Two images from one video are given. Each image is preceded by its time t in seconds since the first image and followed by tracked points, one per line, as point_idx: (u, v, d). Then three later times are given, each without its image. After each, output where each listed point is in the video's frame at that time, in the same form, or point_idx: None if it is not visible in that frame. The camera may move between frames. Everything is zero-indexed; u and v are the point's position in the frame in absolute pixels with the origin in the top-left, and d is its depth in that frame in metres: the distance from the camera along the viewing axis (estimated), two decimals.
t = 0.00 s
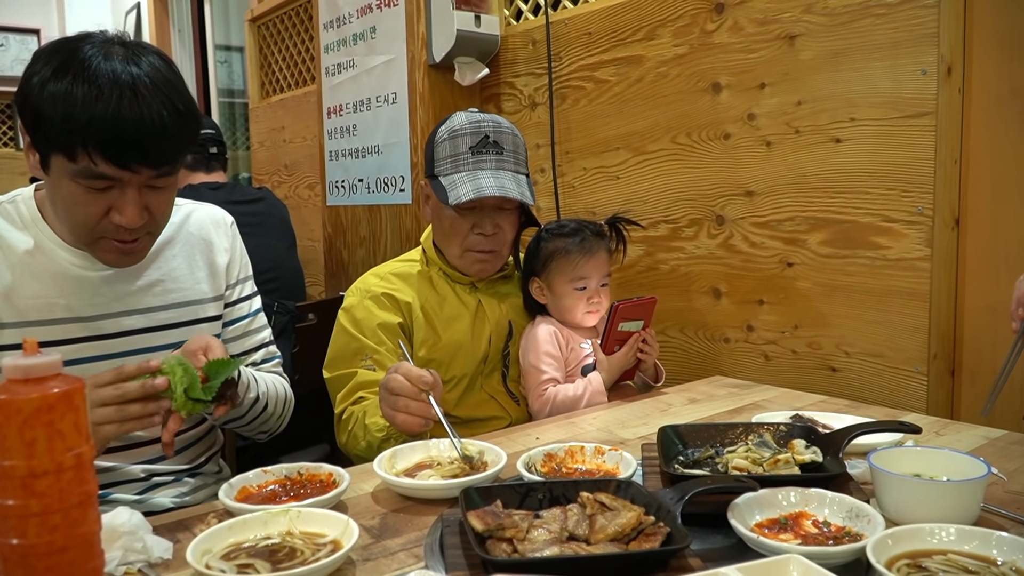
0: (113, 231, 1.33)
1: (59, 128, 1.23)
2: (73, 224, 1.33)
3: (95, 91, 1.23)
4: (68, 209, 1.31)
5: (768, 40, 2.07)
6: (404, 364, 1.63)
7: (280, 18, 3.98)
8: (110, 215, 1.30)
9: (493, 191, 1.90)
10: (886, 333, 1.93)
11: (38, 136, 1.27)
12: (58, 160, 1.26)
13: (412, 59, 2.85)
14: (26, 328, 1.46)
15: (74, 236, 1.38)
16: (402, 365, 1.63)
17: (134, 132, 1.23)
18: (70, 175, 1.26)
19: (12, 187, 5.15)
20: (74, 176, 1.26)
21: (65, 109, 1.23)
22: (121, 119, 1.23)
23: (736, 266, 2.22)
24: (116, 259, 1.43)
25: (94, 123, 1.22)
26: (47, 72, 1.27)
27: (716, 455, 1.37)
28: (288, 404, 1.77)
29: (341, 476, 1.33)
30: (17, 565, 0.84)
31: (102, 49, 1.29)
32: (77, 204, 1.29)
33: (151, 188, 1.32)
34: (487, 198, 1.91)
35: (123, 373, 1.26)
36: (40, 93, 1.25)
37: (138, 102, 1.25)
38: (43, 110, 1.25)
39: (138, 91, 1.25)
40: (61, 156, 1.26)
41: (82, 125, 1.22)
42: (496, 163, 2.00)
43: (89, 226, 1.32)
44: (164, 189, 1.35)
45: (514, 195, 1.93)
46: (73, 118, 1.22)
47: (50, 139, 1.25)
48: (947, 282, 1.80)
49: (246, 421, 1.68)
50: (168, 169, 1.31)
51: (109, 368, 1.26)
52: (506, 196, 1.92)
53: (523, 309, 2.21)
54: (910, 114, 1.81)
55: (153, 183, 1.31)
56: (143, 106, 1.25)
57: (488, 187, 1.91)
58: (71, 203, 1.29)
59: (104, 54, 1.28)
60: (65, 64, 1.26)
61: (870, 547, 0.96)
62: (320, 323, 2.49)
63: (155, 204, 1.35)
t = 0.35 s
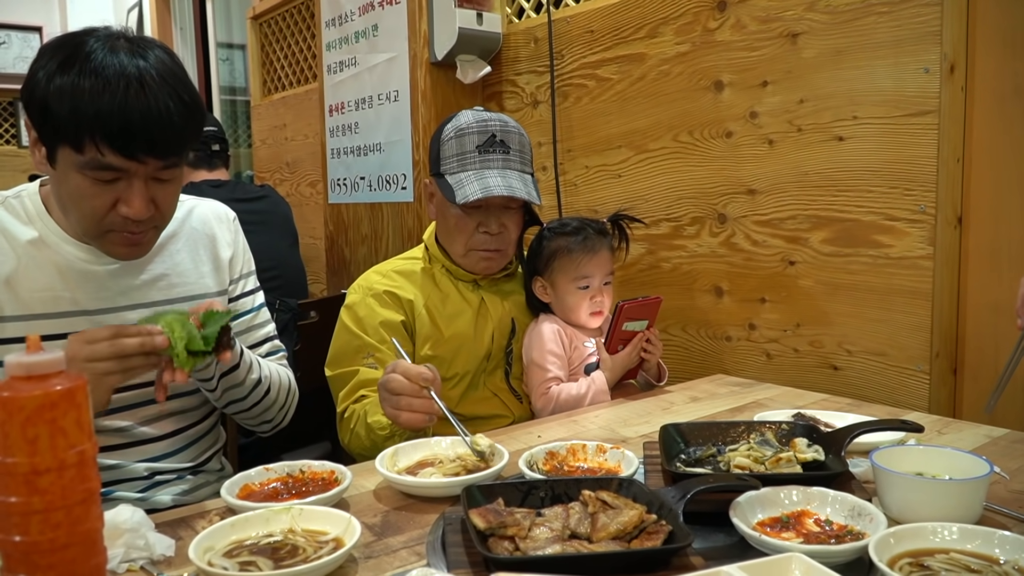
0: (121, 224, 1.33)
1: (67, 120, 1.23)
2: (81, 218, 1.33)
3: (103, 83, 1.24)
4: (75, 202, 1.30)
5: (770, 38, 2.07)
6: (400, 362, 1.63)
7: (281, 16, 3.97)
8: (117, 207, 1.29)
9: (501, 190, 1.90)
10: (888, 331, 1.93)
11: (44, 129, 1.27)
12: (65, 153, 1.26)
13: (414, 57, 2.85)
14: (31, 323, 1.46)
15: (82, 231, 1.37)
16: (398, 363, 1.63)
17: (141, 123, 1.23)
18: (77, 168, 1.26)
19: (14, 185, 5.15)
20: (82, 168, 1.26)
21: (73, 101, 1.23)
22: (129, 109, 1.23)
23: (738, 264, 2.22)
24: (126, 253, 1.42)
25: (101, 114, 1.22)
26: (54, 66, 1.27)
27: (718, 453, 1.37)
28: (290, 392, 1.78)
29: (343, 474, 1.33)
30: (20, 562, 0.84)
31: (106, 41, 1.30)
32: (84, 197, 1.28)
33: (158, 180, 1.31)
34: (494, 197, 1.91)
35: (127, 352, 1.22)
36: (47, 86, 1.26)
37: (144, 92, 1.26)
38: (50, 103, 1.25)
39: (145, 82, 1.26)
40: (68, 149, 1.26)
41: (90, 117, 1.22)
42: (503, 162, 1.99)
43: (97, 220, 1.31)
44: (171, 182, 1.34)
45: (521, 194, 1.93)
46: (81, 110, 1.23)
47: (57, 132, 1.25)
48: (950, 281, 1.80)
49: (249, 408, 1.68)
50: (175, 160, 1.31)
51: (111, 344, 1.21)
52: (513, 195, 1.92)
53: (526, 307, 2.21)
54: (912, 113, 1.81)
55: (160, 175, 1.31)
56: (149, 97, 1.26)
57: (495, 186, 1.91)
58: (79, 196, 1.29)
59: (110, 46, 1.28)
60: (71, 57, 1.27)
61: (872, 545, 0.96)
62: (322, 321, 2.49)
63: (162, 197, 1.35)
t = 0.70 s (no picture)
0: (125, 197, 1.33)
1: (70, 89, 1.27)
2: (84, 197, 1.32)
3: (106, 53, 1.30)
4: (76, 179, 1.31)
5: (773, 35, 2.06)
6: (394, 358, 1.63)
7: (283, 13, 3.97)
8: (121, 175, 1.30)
9: (507, 186, 1.90)
10: (891, 329, 1.92)
11: (47, 107, 1.31)
12: (68, 126, 1.29)
13: (417, 54, 2.84)
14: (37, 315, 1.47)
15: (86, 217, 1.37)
16: (392, 360, 1.62)
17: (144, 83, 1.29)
18: (81, 139, 1.29)
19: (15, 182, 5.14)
20: (86, 137, 1.28)
21: (77, 71, 1.28)
22: (131, 72, 1.29)
23: (740, 261, 2.22)
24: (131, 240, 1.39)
25: (105, 77, 1.27)
26: (52, 52, 1.33)
27: (720, 451, 1.37)
28: (291, 381, 1.78)
29: (345, 470, 1.33)
30: (21, 558, 0.84)
31: (107, 27, 1.37)
32: (87, 169, 1.29)
33: (161, 148, 1.34)
34: (499, 193, 1.91)
35: (100, 246, 1.24)
36: (47, 68, 1.31)
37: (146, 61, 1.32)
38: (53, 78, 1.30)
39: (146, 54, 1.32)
40: (71, 121, 1.29)
41: (93, 81, 1.27)
42: (508, 159, 1.99)
43: (99, 193, 1.32)
44: (175, 153, 1.37)
45: (527, 190, 1.94)
46: (86, 77, 1.27)
47: (58, 107, 1.29)
48: (953, 278, 1.79)
49: (252, 392, 1.67)
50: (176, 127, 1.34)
51: (85, 238, 1.23)
52: (519, 191, 1.92)
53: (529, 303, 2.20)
54: (916, 110, 1.80)
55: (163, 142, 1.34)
56: (150, 63, 1.32)
57: (500, 182, 1.91)
58: (82, 169, 1.29)
59: (111, 29, 1.36)
60: (72, 38, 1.33)
61: (875, 543, 0.96)
62: (324, 318, 2.49)
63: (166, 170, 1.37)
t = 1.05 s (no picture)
0: (140, 175, 1.40)
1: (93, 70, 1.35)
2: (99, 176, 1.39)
3: (127, 36, 1.38)
4: (93, 159, 1.37)
5: (777, 30, 2.06)
6: (461, 346, 1.61)
7: (286, 7, 3.96)
8: (138, 153, 1.38)
9: (507, 180, 1.89)
10: (894, 326, 1.92)
11: (66, 88, 1.37)
12: (87, 107, 1.36)
13: (420, 48, 2.84)
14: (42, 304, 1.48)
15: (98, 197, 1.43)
16: (460, 348, 1.60)
17: (166, 63, 1.38)
18: (100, 119, 1.36)
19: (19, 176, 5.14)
20: (106, 116, 1.36)
21: (100, 53, 1.36)
22: (153, 53, 1.37)
23: (743, 257, 2.22)
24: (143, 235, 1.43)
25: (127, 57, 1.35)
26: (71, 37, 1.40)
27: (723, 447, 1.38)
28: (295, 369, 1.80)
29: (348, 465, 1.33)
30: (26, 550, 0.85)
31: (123, 16, 1.46)
32: (105, 148, 1.36)
33: (177, 128, 1.42)
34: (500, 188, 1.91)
35: (109, 209, 1.33)
36: (68, 50, 1.38)
37: (166, 43, 1.41)
38: (74, 60, 1.37)
39: (165, 38, 1.42)
40: (91, 101, 1.36)
41: (116, 61, 1.35)
42: (509, 154, 1.99)
43: (115, 172, 1.38)
44: (188, 134, 1.45)
45: (528, 184, 1.93)
46: (109, 57, 1.35)
47: (79, 87, 1.36)
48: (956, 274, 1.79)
49: (260, 377, 1.68)
50: (192, 108, 1.44)
51: (94, 200, 1.31)
52: (519, 185, 1.91)
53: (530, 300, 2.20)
54: (920, 106, 1.80)
55: (178, 122, 1.42)
56: (170, 45, 1.41)
57: (501, 177, 1.90)
58: (99, 148, 1.36)
59: (128, 16, 1.44)
60: (91, 24, 1.41)
61: (879, 539, 0.96)
62: (327, 312, 2.49)
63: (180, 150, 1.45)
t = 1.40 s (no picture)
0: (151, 176, 1.41)
1: (108, 70, 1.35)
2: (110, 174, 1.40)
3: (142, 36, 1.38)
4: (104, 157, 1.38)
5: (780, 27, 2.05)
6: (472, 351, 1.61)
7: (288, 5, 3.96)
8: (150, 155, 1.39)
9: (515, 175, 1.90)
10: (897, 323, 1.92)
11: (80, 87, 1.37)
12: (101, 106, 1.36)
13: (422, 45, 2.84)
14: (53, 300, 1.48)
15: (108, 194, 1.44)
16: (472, 354, 1.60)
17: (181, 66, 1.38)
18: (113, 119, 1.36)
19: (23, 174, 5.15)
20: (119, 116, 1.36)
21: (115, 53, 1.36)
22: (169, 55, 1.38)
23: (746, 254, 2.21)
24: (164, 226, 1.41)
25: (143, 59, 1.36)
26: (85, 35, 1.40)
27: (725, 444, 1.37)
28: (304, 361, 1.80)
29: (351, 462, 1.34)
30: (30, 547, 0.85)
31: (136, 14, 1.46)
32: (117, 147, 1.37)
33: (189, 130, 1.44)
34: (508, 182, 1.91)
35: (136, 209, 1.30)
36: (82, 50, 1.38)
37: (181, 44, 1.41)
38: (88, 59, 1.37)
39: (180, 39, 1.42)
40: (105, 100, 1.36)
41: (131, 62, 1.35)
42: (515, 149, 1.99)
43: (126, 171, 1.39)
44: (199, 137, 1.47)
45: (535, 179, 1.93)
46: (124, 58, 1.35)
47: (93, 86, 1.36)
48: (960, 270, 1.78)
49: (271, 369, 1.69)
50: (204, 111, 1.45)
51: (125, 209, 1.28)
52: (527, 180, 1.92)
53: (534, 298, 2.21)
54: (923, 103, 1.79)
55: (190, 126, 1.44)
56: (185, 48, 1.41)
57: (510, 172, 1.91)
58: (111, 147, 1.37)
59: (143, 15, 1.44)
60: (106, 22, 1.41)
61: (880, 536, 0.96)
62: (329, 310, 2.50)
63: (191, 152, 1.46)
